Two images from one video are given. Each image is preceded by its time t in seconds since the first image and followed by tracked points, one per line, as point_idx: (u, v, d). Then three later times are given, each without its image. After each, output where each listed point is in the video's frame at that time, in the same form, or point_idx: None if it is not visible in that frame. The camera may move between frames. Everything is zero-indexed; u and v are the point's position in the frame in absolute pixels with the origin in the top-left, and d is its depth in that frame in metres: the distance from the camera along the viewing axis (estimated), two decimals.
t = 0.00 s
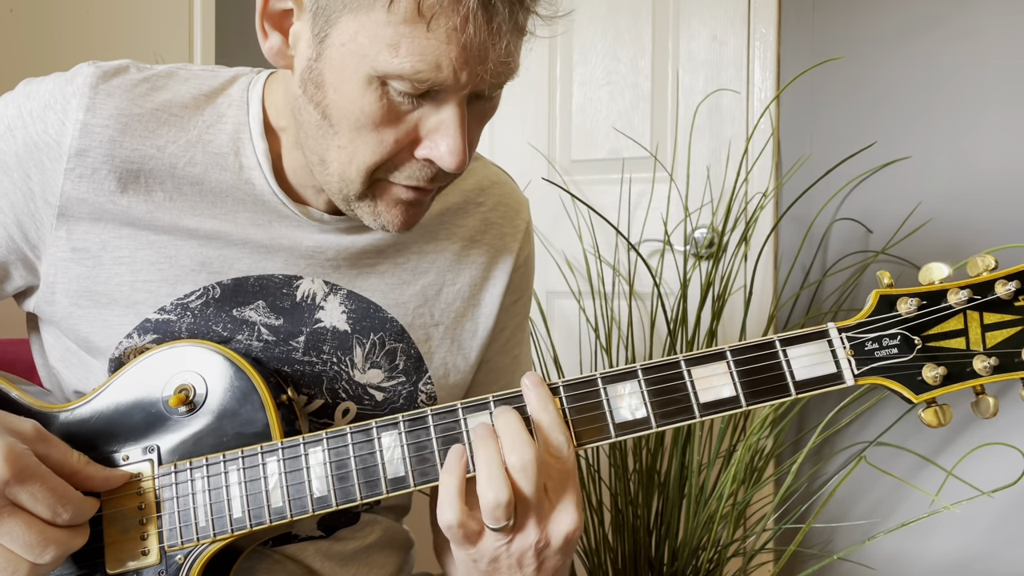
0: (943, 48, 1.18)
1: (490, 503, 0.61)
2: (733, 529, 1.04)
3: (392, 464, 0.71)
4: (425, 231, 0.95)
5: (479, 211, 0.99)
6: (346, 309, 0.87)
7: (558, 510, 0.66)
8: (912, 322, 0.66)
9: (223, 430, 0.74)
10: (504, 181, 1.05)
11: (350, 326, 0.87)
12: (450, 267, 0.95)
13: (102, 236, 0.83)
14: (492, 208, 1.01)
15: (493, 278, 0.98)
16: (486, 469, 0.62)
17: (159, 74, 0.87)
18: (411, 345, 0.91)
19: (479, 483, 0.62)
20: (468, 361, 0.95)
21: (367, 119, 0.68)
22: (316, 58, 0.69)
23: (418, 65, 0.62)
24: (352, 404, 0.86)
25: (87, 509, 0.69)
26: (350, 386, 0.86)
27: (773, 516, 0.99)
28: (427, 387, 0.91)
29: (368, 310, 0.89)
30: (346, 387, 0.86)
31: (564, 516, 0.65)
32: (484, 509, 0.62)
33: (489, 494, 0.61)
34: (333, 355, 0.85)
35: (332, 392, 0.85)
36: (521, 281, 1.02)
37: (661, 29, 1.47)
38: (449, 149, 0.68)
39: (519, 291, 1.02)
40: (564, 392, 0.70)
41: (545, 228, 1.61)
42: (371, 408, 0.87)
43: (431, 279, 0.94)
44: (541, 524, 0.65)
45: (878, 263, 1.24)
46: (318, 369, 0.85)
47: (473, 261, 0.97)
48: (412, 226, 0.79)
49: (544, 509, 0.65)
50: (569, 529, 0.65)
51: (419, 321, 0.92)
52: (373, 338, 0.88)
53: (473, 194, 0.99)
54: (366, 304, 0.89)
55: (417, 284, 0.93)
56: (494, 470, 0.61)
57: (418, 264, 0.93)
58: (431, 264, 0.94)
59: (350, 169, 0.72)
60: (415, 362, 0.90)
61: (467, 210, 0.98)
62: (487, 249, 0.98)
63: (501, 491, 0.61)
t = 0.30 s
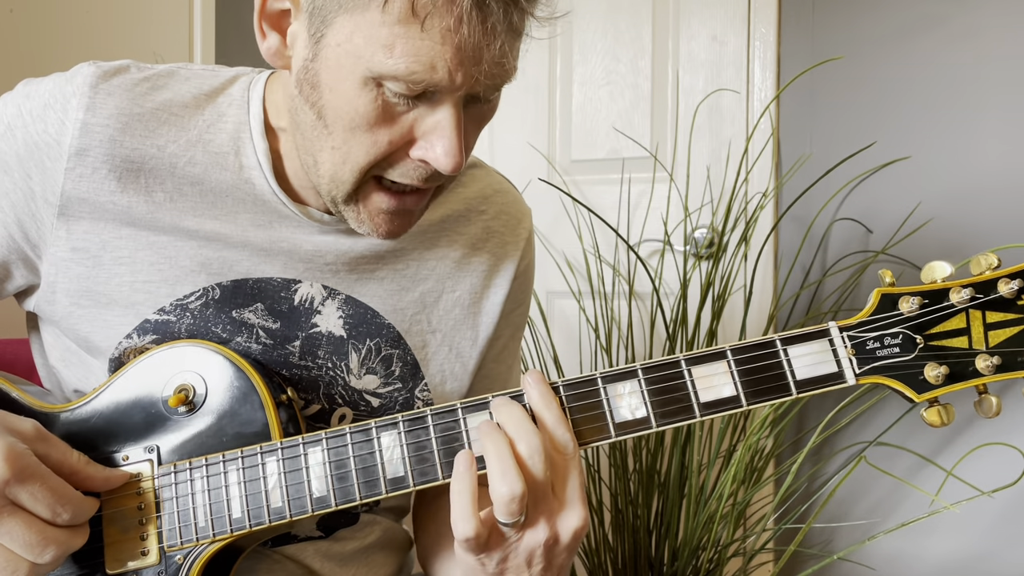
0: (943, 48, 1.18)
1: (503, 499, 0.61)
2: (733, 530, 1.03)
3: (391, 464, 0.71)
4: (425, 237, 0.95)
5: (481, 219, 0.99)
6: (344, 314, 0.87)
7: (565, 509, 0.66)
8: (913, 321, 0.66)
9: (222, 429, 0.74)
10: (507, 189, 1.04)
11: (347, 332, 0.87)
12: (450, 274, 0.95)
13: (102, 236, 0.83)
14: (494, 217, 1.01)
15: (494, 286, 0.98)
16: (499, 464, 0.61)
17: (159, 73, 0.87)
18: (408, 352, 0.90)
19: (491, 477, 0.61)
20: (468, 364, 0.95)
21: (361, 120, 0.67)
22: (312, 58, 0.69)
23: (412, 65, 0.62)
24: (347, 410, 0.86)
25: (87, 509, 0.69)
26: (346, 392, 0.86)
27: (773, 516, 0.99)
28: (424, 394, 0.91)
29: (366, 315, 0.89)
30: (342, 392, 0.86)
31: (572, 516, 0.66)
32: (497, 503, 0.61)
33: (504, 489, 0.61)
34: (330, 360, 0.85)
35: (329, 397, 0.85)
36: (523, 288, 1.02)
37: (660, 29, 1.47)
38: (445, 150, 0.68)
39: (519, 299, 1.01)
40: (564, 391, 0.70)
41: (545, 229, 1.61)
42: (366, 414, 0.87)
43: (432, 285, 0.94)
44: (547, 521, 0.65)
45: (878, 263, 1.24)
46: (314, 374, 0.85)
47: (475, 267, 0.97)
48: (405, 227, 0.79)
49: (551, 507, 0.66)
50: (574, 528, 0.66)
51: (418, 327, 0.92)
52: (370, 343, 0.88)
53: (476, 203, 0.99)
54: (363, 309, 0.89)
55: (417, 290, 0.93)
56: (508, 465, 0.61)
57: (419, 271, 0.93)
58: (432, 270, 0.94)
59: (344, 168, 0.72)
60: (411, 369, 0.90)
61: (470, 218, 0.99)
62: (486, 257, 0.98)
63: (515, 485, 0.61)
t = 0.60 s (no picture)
0: (944, 47, 1.18)
1: (506, 503, 0.61)
2: (733, 529, 1.03)
3: (389, 466, 0.71)
4: (428, 238, 0.94)
5: (486, 220, 0.99)
6: (346, 314, 0.87)
7: (570, 512, 0.67)
8: (927, 320, 0.66)
9: (219, 430, 0.74)
10: (512, 189, 1.04)
11: (349, 332, 0.87)
12: (455, 274, 0.95)
13: (103, 233, 0.82)
14: (500, 217, 1.00)
15: (499, 286, 0.98)
16: (503, 468, 0.61)
17: (162, 70, 0.88)
18: (411, 353, 0.90)
19: (494, 481, 0.61)
20: (470, 365, 0.95)
21: (326, 40, 0.70)
22: None
23: None
24: (347, 410, 0.86)
25: (84, 510, 0.69)
26: (347, 393, 0.86)
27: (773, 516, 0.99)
28: (425, 396, 0.91)
29: (368, 316, 0.89)
30: (343, 393, 0.86)
31: (577, 519, 0.67)
32: (501, 508, 0.61)
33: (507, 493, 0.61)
34: (331, 360, 0.85)
35: (329, 398, 0.85)
36: (527, 288, 1.02)
37: (661, 29, 1.47)
38: (404, 62, 0.67)
39: (524, 297, 1.01)
40: (565, 392, 0.70)
41: (546, 228, 1.61)
42: (366, 415, 0.87)
43: (435, 287, 0.94)
44: (552, 525, 0.66)
45: (879, 263, 1.23)
46: (316, 375, 0.85)
47: (479, 267, 0.97)
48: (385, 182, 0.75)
49: (555, 512, 0.66)
50: (580, 531, 0.67)
51: (421, 327, 0.92)
52: (371, 345, 0.88)
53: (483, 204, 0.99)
54: (366, 310, 0.89)
55: (420, 291, 0.93)
56: (511, 469, 0.61)
57: (423, 271, 0.93)
58: (434, 268, 0.94)
59: (314, 100, 0.73)
60: (413, 371, 0.90)
61: (474, 218, 0.99)
62: (496, 251, 0.98)
63: (518, 489, 0.61)
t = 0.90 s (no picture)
0: (943, 47, 1.18)
1: (506, 500, 0.61)
2: (733, 529, 1.03)
3: (388, 464, 0.71)
4: (426, 237, 0.94)
5: (484, 219, 0.99)
6: (344, 313, 0.87)
7: (562, 515, 0.67)
8: (922, 318, 0.65)
9: (219, 430, 0.74)
10: (509, 188, 1.05)
11: (346, 331, 0.87)
12: (453, 272, 0.95)
13: (101, 234, 0.82)
14: (497, 215, 1.01)
15: (496, 284, 0.98)
16: (506, 466, 0.61)
17: (159, 72, 0.88)
18: (409, 351, 0.90)
19: (496, 478, 0.61)
20: (468, 365, 0.95)
21: (326, 25, 0.70)
22: None
23: None
24: (347, 409, 0.86)
25: (84, 508, 0.69)
26: (346, 392, 0.86)
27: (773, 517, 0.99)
28: (424, 395, 0.91)
29: (366, 315, 0.89)
30: (342, 392, 0.86)
31: (568, 523, 0.67)
32: (500, 505, 0.61)
33: (506, 491, 0.61)
34: (329, 360, 0.86)
35: (328, 397, 0.85)
36: (525, 286, 1.02)
37: (660, 29, 1.48)
38: (405, 50, 0.68)
39: (522, 295, 1.01)
40: (562, 391, 0.70)
41: (546, 228, 1.61)
42: (366, 413, 0.87)
43: (432, 285, 0.94)
44: (542, 526, 0.66)
45: (879, 262, 1.23)
46: (314, 374, 0.85)
47: (477, 265, 0.97)
48: (386, 173, 0.75)
49: (547, 513, 0.66)
50: (568, 535, 0.67)
51: (418, 325, 0.92)
52: (369, 343, 0.88)
53: (479, 202, 0.99)
54: (364, 309, 0.89)
55: (418, 290, 0.93)
56: (515, 468, 0.61)
57: (420, 270, 0.93)
58: (432, 267, 0.94)
59: (315, 87, 0.73)
60: (412, 369, 0.90)
61: (471, 216, 0.99)
62: (493, 249, 0.98)
63: (518, 487, 0.61)
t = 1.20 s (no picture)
0: (942, 47, 1.18)
1: (512, 499, 0.60)
2: (733, 529, 1.03)
3: (387, 463, 0.71)
4: (421, 233, 0.95)
5: (478, 215, 0.99)
6: (341, 310, 0.87)
7: (557, 514, 0.67)
8: (916, 317, 0.65)
9: (221, 431, 0.74)
10: (505, 185, 1.05)
11: (343, 327, 0.87)
12: (449, 268, 0.95)
13: (99, 234, 0.83)
14: (492, 212, 1.01)
15: (492, 280, 0.98)
16: (514, 467, 0.60)
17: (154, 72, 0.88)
18: (406, 346, 0.90)
19: (502, 477, 0.61)
20: (466, 363, 0.95)
21: (366, 90, 0.68)
22: (318, 30, 0.70)
23: (419, 31, 0.62)
24: (347, 405, 0.86)
25: (85, 506, 0.69)
26: (344, 387, 0.86)
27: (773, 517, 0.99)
28: (422, 390, 0.91)
29: (363, 312, 0.89)
30: (341, 388, 0.86)
31: (563, 521, 0.67)
32: (506, 505, 0.61)
33: (512, 490, 0.61)
34: (327, 355, 0.86)
35: (328, 393, 0.85)
36: (521, 283, 1.02)
37: (660, 28, 1.48)
38: (447, 122, 0.68)
39: (518, 292, 1.01)
40: (559, 390, 0.70)
41: (545, 228, 1.61)
42: (365, 409, 0.87)
43: (428, 281, 0.94)
44: (540, 525, 0.66)
45: (879, 262, 1.23)
46: (312, 369, 0.85)
47: (473, 261, 0.97)
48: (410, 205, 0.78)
49: (546, 512, 0.66)
50: (563, 533, 0.67)
51: (414, 322, 0.92)
52: (366, 339, 0.88)
53: (474, 198, 1.00)
54: (361, 306, 0.89)
55: (414, 286, 0.93)
56: (522, 468, 0.60)
57: (416, 266, 0.94)
58: (429, 264, 0.94)
59: (349, 143, 0.72)
60: (409, 364, 0.90)
61: (466, 213, 0.99)
62: (487, 246, 0.98)
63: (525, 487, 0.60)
